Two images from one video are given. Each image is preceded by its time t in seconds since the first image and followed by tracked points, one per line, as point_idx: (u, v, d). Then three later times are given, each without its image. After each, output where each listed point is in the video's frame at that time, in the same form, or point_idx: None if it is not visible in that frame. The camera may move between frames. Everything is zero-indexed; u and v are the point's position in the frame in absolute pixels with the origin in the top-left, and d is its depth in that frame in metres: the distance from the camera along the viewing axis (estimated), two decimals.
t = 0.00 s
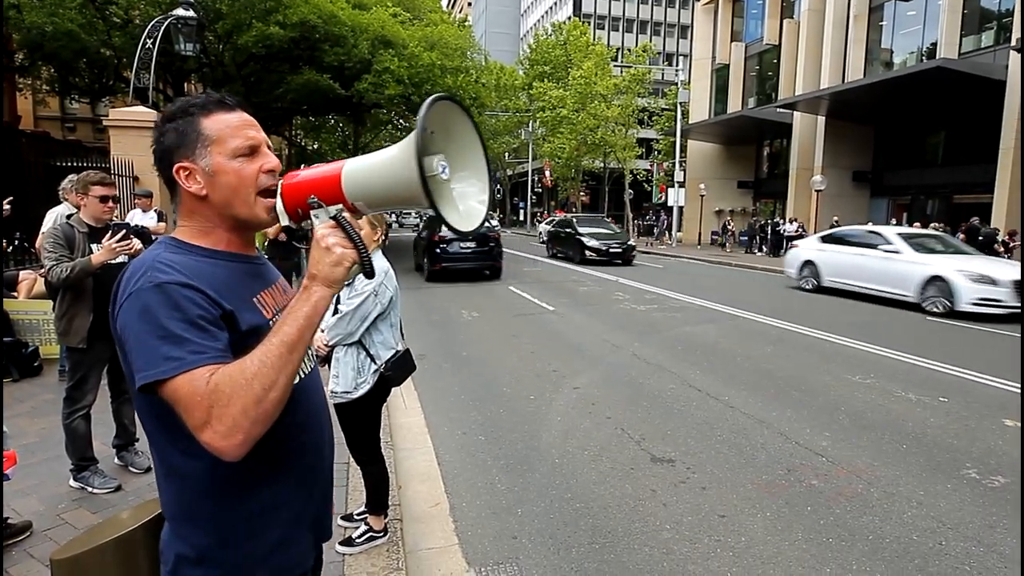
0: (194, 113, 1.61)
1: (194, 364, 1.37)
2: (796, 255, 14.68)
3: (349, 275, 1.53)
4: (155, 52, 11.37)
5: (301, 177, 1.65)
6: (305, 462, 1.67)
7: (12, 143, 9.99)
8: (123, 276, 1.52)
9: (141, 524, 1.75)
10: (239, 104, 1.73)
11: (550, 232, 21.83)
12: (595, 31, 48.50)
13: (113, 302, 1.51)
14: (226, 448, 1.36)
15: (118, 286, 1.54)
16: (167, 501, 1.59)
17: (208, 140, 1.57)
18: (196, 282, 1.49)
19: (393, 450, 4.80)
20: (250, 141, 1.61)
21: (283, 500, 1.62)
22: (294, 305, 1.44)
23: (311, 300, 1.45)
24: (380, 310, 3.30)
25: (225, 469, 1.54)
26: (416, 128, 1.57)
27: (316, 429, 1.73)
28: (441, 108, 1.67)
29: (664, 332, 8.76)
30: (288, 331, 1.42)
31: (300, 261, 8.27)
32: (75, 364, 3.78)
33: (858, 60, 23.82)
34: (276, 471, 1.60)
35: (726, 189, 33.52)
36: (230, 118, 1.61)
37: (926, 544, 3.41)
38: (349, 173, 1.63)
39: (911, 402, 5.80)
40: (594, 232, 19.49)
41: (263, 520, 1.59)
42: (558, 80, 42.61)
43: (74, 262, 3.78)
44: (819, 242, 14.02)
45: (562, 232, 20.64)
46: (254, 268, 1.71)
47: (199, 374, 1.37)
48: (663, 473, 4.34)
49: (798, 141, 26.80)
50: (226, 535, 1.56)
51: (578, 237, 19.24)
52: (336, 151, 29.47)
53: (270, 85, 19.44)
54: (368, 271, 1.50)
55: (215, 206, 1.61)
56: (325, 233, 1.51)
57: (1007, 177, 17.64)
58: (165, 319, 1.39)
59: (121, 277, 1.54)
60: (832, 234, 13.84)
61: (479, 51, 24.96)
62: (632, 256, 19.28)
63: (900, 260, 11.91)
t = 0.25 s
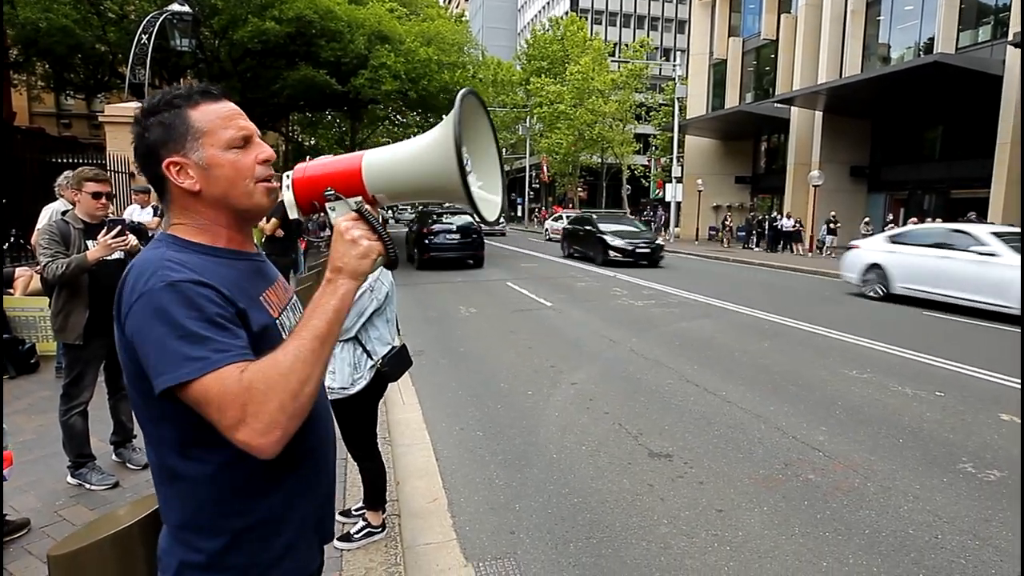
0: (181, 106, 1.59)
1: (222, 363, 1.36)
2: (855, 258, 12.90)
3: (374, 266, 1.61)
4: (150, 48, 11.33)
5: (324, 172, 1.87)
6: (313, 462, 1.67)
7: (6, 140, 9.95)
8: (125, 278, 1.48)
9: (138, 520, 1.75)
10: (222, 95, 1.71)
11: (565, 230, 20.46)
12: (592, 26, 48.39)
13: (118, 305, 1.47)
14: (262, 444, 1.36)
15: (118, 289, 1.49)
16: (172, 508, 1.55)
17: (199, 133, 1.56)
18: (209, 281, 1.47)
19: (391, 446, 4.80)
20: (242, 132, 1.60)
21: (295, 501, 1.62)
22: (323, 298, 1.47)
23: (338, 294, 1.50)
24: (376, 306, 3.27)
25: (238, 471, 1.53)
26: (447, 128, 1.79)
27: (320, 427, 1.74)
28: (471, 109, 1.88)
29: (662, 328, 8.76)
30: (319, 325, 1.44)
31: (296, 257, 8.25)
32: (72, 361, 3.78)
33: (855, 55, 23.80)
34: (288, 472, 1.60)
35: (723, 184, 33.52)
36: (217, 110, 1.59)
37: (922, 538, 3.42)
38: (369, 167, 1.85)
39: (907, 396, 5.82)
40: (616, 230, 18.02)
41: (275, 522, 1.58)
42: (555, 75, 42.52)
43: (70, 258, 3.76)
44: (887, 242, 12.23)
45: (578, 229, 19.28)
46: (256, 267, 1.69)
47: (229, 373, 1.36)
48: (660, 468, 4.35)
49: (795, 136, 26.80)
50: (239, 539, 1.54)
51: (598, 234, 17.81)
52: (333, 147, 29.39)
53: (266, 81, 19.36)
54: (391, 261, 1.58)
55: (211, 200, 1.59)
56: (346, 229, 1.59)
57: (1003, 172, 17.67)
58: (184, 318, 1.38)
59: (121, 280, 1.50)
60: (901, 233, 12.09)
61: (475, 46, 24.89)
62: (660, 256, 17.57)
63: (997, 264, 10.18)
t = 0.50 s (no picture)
0: (193, 106, 1.57)
1: (259, 367, 1.36)
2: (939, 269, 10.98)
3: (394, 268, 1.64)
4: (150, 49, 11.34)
5: (340, 175, 1.93)
6: (325, 464, 1.67)
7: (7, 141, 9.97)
8: (138, 286, 1.43)
9: (139, 521, 1.75)
10: (227, 95, 1.70)
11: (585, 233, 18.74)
12: (591, 28, 48.44)
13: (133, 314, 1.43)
14: (306, 445, 1.38)
15: (131, 296, 1.45)
16: (188, 520, 1.51)
17: (212, 134, 1.54)
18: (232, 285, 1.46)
19: (391, 447, 4.79)
20: (252, 136, 1.60)
21: (311, 504, 1.61)
22: (351, 299, 1.48)
23: (363, 294, 1.51)
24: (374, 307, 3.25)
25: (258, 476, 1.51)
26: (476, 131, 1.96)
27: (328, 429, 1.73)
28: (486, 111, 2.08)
29: (662, 329, 8.76)
30: (350, 326, 1.46)
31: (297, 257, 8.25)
32: (72, 362, 3.78)
33: (855, 56, 23.82)
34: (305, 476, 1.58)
35: (723, 185, 33.51)
36: (226, 112, 1.58)
37: (922, 539, 3.42)
38: (388, 170, 1.94)
39: (907, 397, 5.81)
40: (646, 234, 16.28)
41: (293, 526, 1.56)
42: (555, 76, 42.54)
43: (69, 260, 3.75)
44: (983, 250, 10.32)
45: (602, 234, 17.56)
46: (260, 271, 1.68)
47: (268, 376, 1.36)
48: (661, 468, 4.35)
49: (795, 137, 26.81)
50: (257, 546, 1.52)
51: (626, 239, 16.13)
52: (332, 148, 29.43)
53: (266, 83, 19.37)
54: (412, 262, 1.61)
55: (220, 204, 1.58)
56: (369, 227, 1.60)
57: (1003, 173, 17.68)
58: (216, 323, 1.36)
59: (133, 286, 1.45)
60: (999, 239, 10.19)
61: (475, 47, 24.90)
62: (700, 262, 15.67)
63: None
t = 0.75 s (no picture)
0: (208, 104, 1.57)
1: (297, 366, 1.37)
2: None
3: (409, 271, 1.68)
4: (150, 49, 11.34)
5: (356, 179, 1.95)
6: (334, 464, 1.67)
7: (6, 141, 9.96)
8: (160, 286, 1.38)
9: (138, 521, 1.74)
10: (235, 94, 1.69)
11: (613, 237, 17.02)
12: (591, 28, 48.44)
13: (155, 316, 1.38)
14: (347, 439, 1.38)
15: (150, 296, 1.39)
16: (201, 525, 1.48)
17: (228, 134, 1.54)
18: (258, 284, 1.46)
19: (390, 447, 4.79)
20: (266, 137, 1.61)
21: (323, 502, 1.61)
22: (376, 296, 1.51)
23: (387, 293, 1.54)
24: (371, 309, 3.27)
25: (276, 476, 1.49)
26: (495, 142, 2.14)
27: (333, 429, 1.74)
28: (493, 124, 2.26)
29: (662, 329, 8.76)
30: (377, 321, 1.48)
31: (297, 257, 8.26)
32: (71, 362, 3.78)
33: (854, 56, 23.82)
34: (319, 476, 1.58)
35: (723, 185, 33.52)
36: (241, 112, 1.58)
37: (921, 539, 3.42)
38: (405, 175, 2.00)
39: (907, 397, 5.81)
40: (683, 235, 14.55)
41: (306, 526, 1.56)
42: (555, 76, 42.55)
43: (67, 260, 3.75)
44: None
45: (634, 237, 15.84)
46: (266, 272, 1.66)
47: (307, 374, 1.37)
48: (660, 468, 4.35)
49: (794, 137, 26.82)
50: (272, 547, 1.50)
51: (664, 243, 14.34)
52: (332, 148, 29.42)
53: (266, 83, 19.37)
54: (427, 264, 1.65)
55: (231, 203, 1.57)
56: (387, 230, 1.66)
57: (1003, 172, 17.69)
58: (251, 323, 1.35)
59: (152, 286, 1.40)
60: None
61: (474, 47, 24.88)
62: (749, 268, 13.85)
63: None
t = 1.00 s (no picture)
0: (228, 101, 1.56)
1: (340, 356, 1.40)
2: None
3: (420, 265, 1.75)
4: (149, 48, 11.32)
5: (369, 175, 1.94)
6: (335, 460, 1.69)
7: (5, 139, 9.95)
8: (198, 282, 1.35)
9: (137, 519, 1.72)
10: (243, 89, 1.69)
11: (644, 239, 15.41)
12: (590, 26, 48.39)
13: (193, 311, 1.34)
14: (389, 424, 1.43)
15: (184, 291, 1.36)
16: (212, 525, 1.47)
17: (251, 131, 1.55)
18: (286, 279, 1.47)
19: (389, 445, 4.79)
20: (282, 136, 1.63)
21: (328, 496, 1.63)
22: (396, 287, 1.57)
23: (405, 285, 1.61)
24: (370, 307, 3.28)
25: (295, 469, 1.50)
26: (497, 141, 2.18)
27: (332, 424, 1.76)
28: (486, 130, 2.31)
29: (661, 327, 8.76)
30: (402, 312, 1.55)
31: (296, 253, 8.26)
32: (69, 361, 3.78)
33: (854, 54, 23.80)
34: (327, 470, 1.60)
35: (722, 183, 33.52)
36: (259, 110, 1.59)
37: (919, 536, 3.43)
38: (418, 173, 2.02)
39: (906, 395, 5.81)
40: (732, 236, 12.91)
41: (314, 519, 1.58)
42: (554, 74, 42.49)
43: (64, 258, 3.75)
44: None
45: (671, 239, 14.22)
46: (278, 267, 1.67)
47: (351, 363, 1.40)
48: (659, 466, 4.35)
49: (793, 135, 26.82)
50: (284, 542, 1.51)
51: (711, 246, 12.70)
52: (331, 146, 29.39)
53: (265, 80, 19.34)
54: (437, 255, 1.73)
55: (252, 201, 1.58)
56: (400, 222, 1.72)
57: (1002, 170, 17.70)
58: (293, 318, 1.36)
59: (185, 280, 1.37)
60: None
61: (473, 45, 24.85)
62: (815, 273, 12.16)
63: None
